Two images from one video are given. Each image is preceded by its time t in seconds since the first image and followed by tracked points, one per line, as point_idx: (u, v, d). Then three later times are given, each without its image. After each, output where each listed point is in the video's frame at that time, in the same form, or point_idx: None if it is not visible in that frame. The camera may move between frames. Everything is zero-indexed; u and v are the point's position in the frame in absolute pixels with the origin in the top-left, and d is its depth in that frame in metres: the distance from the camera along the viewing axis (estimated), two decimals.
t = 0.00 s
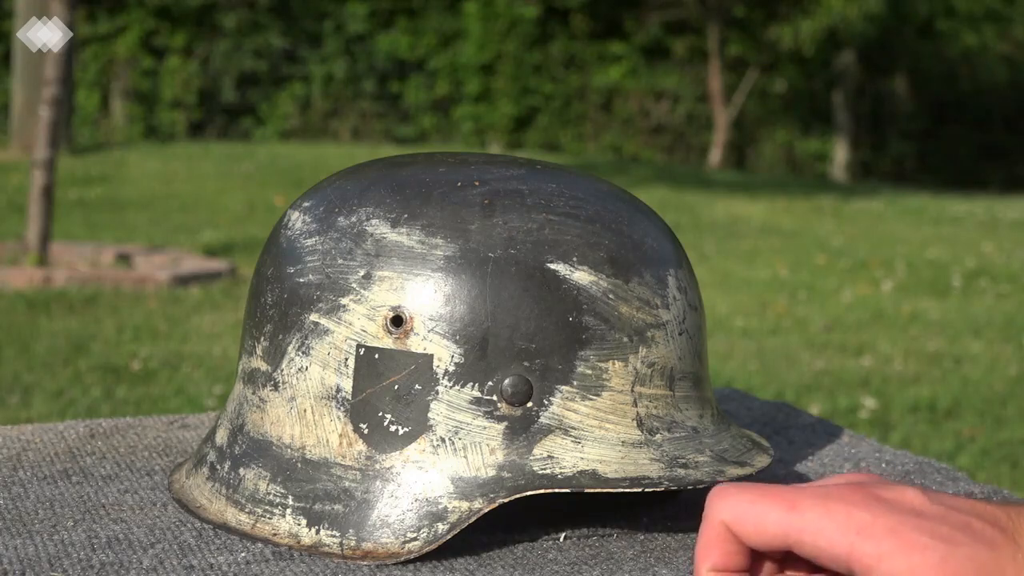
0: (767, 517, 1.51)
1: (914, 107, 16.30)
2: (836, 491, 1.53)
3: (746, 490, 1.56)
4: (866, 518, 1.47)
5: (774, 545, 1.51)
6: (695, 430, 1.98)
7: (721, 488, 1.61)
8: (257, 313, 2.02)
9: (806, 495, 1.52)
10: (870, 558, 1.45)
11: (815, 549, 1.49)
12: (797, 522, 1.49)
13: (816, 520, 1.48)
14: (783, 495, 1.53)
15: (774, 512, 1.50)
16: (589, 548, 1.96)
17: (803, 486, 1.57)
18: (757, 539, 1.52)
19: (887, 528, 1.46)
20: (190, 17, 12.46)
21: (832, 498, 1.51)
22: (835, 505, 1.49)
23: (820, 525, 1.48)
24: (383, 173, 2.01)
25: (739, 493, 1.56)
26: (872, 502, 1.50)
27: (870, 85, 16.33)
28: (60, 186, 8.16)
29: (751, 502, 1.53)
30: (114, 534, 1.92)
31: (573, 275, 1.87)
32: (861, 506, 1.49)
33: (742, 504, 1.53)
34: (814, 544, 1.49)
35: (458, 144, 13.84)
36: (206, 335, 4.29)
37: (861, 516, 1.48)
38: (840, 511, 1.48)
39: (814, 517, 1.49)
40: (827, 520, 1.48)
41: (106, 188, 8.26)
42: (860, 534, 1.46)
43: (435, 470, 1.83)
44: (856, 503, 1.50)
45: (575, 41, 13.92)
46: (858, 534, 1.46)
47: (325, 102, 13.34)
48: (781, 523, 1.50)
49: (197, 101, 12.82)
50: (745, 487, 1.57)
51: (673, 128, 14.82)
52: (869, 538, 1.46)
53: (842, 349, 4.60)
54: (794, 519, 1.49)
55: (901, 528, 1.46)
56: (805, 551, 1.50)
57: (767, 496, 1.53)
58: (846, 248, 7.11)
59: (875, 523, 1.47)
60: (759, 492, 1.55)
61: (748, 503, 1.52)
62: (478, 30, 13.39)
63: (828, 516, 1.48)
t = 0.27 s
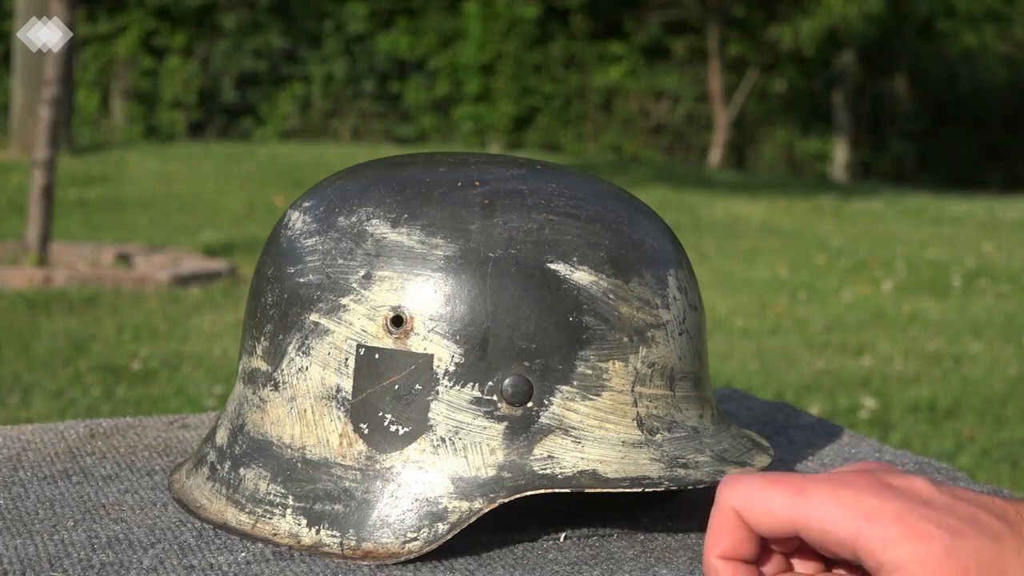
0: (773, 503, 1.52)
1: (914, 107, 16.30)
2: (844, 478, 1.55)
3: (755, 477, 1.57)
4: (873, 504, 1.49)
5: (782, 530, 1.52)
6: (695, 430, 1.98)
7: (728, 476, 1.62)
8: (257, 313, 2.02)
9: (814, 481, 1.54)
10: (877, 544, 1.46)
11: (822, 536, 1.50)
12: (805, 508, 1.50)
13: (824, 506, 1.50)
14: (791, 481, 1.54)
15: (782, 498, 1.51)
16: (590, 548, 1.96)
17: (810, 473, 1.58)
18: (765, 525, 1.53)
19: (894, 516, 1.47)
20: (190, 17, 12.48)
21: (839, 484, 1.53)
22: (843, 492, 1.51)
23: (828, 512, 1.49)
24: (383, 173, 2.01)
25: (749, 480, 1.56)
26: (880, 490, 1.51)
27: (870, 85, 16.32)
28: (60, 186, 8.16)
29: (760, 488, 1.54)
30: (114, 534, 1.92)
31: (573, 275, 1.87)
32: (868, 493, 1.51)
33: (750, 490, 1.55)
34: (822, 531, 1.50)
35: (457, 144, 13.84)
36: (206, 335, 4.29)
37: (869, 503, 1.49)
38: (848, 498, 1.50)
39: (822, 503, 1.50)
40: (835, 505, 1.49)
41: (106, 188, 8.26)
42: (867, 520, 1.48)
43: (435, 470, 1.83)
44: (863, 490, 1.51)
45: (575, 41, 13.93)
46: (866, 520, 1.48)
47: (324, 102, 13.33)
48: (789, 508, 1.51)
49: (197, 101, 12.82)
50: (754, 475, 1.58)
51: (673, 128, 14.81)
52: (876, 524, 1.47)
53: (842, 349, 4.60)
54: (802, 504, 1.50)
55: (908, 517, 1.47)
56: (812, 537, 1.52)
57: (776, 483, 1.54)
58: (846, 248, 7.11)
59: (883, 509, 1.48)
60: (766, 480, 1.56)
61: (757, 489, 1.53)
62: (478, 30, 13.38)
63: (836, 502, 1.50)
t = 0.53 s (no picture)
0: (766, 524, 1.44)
1: (914, 107, 16.30)
2: (831, 478, 1.46)
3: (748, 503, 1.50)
4: (863, 498, 1.39)
5: (783, 550, 1.44)
6: (695, 430, 1.98)
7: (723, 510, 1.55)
8: (257, 313, 2.02)
9: (800, 490, 1.45)
10: (873, 539, 1.37)
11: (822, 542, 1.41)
12: (796, 518, 1.42)
13: (813, 510, 1.41)
14: (779, 498, 1.46)
15: (772, 517, 1.44)
16: (590, 548, 1.96)
17: (799, 483, 1.49)
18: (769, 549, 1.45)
19: (886, 508, 1.37)
20: (190, 17, 12.48)
21: (826, 485, 1.44)
22: (829, 492, 1.42)
23: (821, 517, 1.40)
24: (383, 173, 2.01)
25: (738, 511, 1.49)
26: (870, 484, 1.42)
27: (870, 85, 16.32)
28: (60, 186, 8.16)
29: (751, 515, 1.46)
30: (115, 534, 1.92)
31: (573, 275, 1.87)
32: (856, 488, 1.41)
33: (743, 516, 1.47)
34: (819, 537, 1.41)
35: (457, 144, 13.83)
36: (206, 335, 4.29)
37: (857, 497, 1.40)
38: (835, 497, 1.41)
39: (811, 508, 1.41)
40: (826, 508, 1.40)
41: (106, 188, 8.26)
42: (860, 516, 1.38)
43: (435, 470, 1.83)
44: (851, 485, 1.42)
45: (575, 41, 13.94)
46: (858, 515, 1.38)
47: (324, 103, 13.33)
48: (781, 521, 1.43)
49: (197, 101, 12.82)
50: (744, 504, 1.50)
51: (673, 128, 14.81)
52: (871, 520, 1.37)
53: (842, 349, 4.60)
54: (792, 516, 1.42)
55: (901, 507, 1.38)
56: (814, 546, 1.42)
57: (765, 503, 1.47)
58: (846, 248, 7.11)
59: (874, 502, 1.39)
60: (757, 502, 1.48)
61: (744, 517, 1.45)
62: (478, 30, 13.38)
63: (825, 504, 1.41)
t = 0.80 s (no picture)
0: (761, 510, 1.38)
1: (914, 108, 16.30)
2: (819, 454, 1.40)
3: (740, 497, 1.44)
4: (853, 467, 1.33)
5: (781, 534, 1.38)
6: (695, 430, 1.98)
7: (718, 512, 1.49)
8: (257, 313, 2.02)
9: (788, 471, 1.39)
10: (867, 507, 1.30)
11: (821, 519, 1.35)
12: (787, 499, 1.36)
13: (803, 488, 1.35)
14: (769, 484, 1.40)
15: (766, 502, 1.38)
16: (590, 548, 1.96)
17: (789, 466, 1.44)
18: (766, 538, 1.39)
19: (877, 473, 1.31)
20: (190, 17, 12.49)
21: (813, 462, 1.38)
22: (816, 467, 1.36)
23: (812, 492, 1.34)
24: (383, 173, 2.01)
25: (729, 507, 1.43)
26: (859, 453, 1.36)
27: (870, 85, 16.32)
28: (60, 186, 8.16)
29: (740, 507, 1.41)
30: (115, 534, 1.92)
31: (573, 275, 1.87)
32: (846, 457, 1.35)
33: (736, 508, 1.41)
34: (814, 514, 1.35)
35: (457, 144, 13.84)
36: (206, 335, 4.29)
37: (846, 467, 1.34)
38: (824, 470, 1.34)
39: (802, 485, 1.35)
40: (816, 483, 1.34)
41: (106, 188, 8.26)
42: (853, 484, 1.32)
43: (435, 470, 1.83)
44: (840, 455, 1.36)
45: (575, 41, 13.94)
46: (850, 484, 1.32)
47: (324, 103, 13.34)
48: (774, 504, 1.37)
49: (197, 101, 12.82)
50: (734, 499, 1.45)
51: (673, 128, 14.81)
52: (864, 487, 1.31)
53: (842, 349, 4.60)
54: (783, 497, 1.36)
55: (892, 471, 1.31)
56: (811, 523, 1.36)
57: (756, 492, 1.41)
58: (846, 248, 7.11)
59: (866, 471, 1.32)
60: (745, 495, 1.43)
61: (733, 511, 1.40)
62: (478, 30, 13.38)
63: (814, 478, 1.35)
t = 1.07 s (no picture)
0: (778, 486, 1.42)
1: (914, 108, 16.31)
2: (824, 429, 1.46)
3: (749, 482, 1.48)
4: (859, 435, 1.40)
5: (797, 512, 1.42)
6: (695, 430, 1.98)
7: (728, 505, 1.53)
8: (257, 313, 2.02)
9: (797, 448, 1.45)
10: (876, 471, 1.36)
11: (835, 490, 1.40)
12: (802, 471, 1.41)
13: (817, 459, 1.40)
14: (780, 463, 1.45)
15: (779, 479, 1.42)
16: (590, 548, 1.96)
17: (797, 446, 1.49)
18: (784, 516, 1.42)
19: (882, 438, 1.38)
20: (190, 17, 12.48)
21: (820, 437, 1.44)
22: (826, 438, 1.42)
23: (825, 462, 1.40)
24: (383, 173, 2.01)
25: (741, 492, 1.47)
26: (863, 422, 1.42)
27: (870, 85, 16.32)
28: (60, 186, 8.16)
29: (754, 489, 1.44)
30: (115, 534, 1.92)
31: (572, 275, 1.87)
32: (851, 427, 1.42)
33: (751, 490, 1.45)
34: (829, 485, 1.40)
35: (457, 144, 13.84)
36: (206, 335, 4.29)
37: (853, 435, 1.40)
38: (833, 441, 1.41)
39: (815, 457, 1.41)
40: (829, 453, 1.40)
41: (105, 188, 8.26)
42: (861, 450, 1.38)
43: (435, 470, 1.83)
44: (846, 426, 1.42)
45: (575, 41, 13.94)
46: (860, 450, 1.38)
47: (324, 103, 13.34)
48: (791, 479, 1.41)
49: (197, 101, 12.82)
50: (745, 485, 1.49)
51: (673, 128, 14.81)
52: (871, 453, 1.37)
53: (842, 349, 4.60)
54: (798, 470, 1.41)
55: (896, 437, 1.38)
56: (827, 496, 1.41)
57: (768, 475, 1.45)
58: (846, 248, 7.11)
59: (871, 437, 1.39)
60: (758, 478, 1.47)
61: (751, 490, 1.43)
62: (478, 30, 13.37)
63: (824, 450, 1.40)
